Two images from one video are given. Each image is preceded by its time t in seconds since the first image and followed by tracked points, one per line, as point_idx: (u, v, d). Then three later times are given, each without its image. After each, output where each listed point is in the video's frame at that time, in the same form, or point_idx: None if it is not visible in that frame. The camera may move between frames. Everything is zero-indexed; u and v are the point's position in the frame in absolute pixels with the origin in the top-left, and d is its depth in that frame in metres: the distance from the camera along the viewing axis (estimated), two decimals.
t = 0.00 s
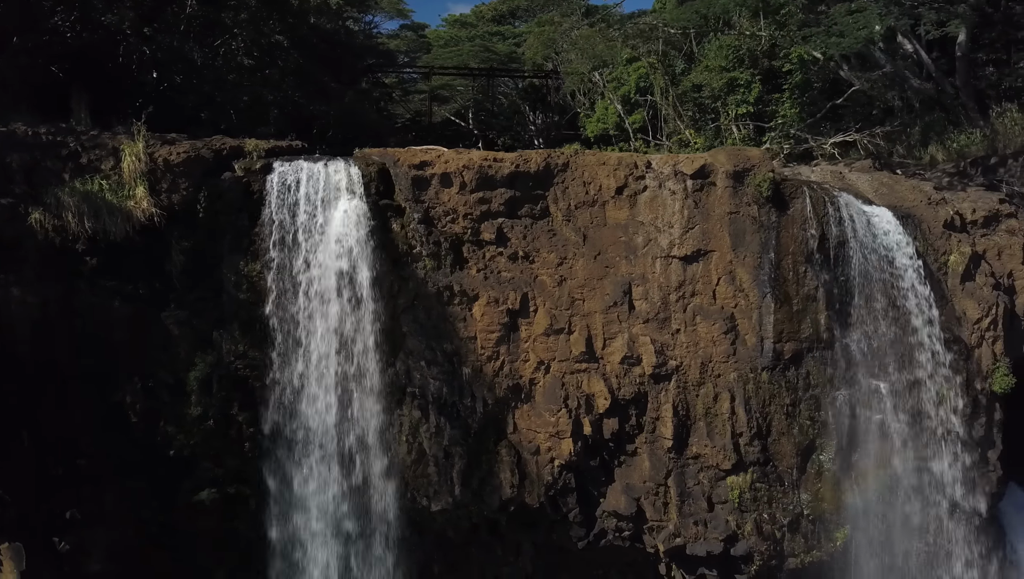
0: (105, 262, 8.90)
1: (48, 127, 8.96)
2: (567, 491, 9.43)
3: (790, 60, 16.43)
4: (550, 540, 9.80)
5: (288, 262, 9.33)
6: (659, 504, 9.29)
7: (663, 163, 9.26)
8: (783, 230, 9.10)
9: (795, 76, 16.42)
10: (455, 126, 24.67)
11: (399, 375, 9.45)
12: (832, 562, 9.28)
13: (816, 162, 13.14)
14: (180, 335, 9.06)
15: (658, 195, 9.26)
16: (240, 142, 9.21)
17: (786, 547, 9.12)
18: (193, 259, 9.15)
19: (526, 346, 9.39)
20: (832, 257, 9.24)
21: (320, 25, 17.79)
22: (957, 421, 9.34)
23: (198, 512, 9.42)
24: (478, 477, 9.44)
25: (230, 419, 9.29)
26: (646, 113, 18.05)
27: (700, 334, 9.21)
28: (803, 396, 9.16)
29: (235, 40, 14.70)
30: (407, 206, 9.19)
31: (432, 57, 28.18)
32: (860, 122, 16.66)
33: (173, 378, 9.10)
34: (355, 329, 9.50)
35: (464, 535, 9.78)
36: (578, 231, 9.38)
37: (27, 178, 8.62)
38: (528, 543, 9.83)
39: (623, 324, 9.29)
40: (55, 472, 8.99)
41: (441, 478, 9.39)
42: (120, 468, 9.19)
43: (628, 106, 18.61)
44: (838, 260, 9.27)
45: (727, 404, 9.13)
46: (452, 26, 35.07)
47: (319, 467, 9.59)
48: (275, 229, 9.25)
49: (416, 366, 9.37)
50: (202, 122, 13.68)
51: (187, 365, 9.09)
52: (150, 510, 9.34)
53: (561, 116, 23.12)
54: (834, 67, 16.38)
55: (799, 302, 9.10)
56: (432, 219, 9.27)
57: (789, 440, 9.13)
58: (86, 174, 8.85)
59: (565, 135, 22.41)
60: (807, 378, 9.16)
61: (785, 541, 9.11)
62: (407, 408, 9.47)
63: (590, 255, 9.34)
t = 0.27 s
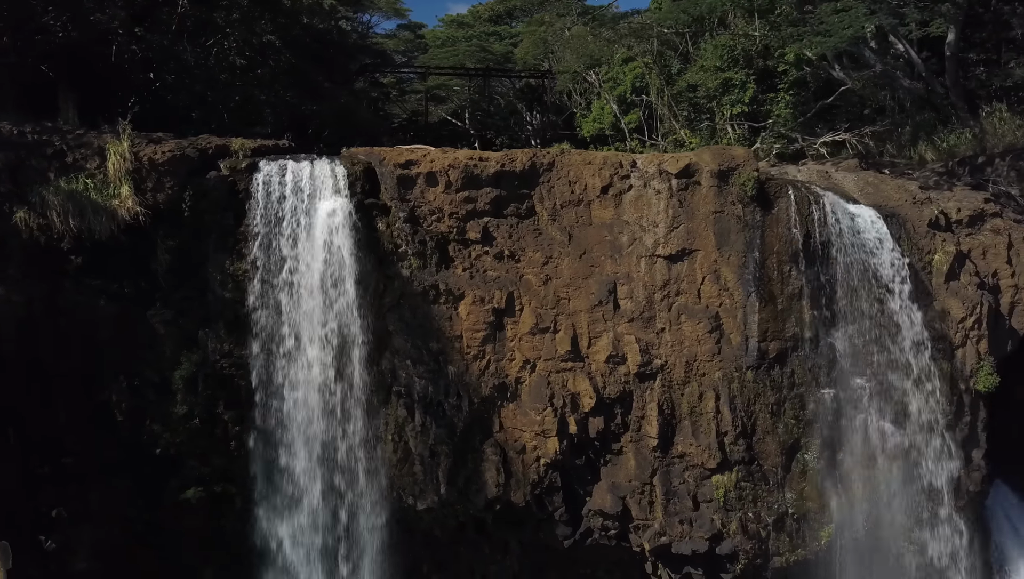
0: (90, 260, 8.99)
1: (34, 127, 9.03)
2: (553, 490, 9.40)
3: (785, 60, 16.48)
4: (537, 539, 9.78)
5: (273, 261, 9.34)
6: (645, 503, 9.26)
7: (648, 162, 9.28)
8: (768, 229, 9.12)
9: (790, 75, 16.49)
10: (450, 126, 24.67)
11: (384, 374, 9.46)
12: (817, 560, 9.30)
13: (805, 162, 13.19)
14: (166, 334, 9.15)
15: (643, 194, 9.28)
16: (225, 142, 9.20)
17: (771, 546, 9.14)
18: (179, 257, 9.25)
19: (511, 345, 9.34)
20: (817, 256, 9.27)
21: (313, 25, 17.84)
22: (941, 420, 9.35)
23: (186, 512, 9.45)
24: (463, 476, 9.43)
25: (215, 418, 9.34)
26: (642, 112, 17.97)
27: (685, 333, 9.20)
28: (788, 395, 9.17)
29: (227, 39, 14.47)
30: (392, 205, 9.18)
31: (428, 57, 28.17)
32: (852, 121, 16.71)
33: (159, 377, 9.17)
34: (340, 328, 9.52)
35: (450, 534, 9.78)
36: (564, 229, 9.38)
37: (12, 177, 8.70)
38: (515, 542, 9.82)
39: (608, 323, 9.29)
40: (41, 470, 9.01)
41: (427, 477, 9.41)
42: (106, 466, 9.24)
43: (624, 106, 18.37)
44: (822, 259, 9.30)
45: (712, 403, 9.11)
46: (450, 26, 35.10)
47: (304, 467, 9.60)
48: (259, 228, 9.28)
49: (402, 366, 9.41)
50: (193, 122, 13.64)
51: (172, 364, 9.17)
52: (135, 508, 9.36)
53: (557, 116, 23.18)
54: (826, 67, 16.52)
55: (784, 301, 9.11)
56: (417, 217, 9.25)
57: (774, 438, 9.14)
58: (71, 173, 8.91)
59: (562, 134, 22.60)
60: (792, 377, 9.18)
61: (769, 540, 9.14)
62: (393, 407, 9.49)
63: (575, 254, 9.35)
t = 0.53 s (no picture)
0: (82, 261, 9.02)
1: (26, 128, 9.06)
2: (544, 491, 9.39)
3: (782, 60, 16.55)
4: (529, 539, 9.79)
5: (264, 263, 9.47)
6: (636, 503, 9.26)
7: (639, 164, 9.30)
8: (759, 230, 9.15)
9: (787, 75, 16.61)
10: (447, 128, 24.92)
11: (376, 374, 9.47)
12: (808, 562, 9.32)
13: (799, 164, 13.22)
14: (158, 335, 9.21)
15: (635, 195, 9.29)
16: (218, 143, 9.30)
17: (762, 547, 9.15)
18: (171, 258, 9.32)
19: (503, 345, 9.34)
20: (807, 257, 9.30)
21: (309, 26, 17.87)
22: (930, 421, 9.39)
23: (179, 512, 9.48)
24: (455, 476, 9.43)
25: (207, 418, 9.37)
26: (639, 114, 17.99)
27: (676, 334, 9.21)
28: (779, 396, 9.19)
29: (222, 41, 14.50)
30: (384, 206, 9.19)
31: (426, 59, 28.18)
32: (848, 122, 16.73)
33: (151, 377, 9.22)
34: (331, 328, 9.57)
35: (442, 534, 9.76)
36: (555, 231, 9.41)
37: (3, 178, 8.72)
38: (507, 542, 9.87)
39: (599, 324, 9.31)
40: (33, 470, 8.95)
41: (419, 477, 9.42)
42: (99, 466, 9.26)
43: (621, 107, 18.31)
44: (813, 261, 9.33)
45: (703, 404, 9.10)
46: (448, 27, 35.18)
47: (295, 467, 9.65)
48: (252, 229, 9.38)
49: (393, 366, 9.41)
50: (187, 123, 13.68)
51: (164, 365, 9.21)
52: (128, 508, 9.41)
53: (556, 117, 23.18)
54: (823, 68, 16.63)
55: (775, 302, 9.14)
56: (409, 219, 9.26)
57: (765, 439, 9.13)
58: (64, 174, 8.97)
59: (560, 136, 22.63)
60: (783, 378, 9.20)
61: (760, 540, 9.14)
62: (385, 408, 9.50)
63: (567, 255, 9.37)
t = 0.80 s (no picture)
0: (81, 264, 9.09)
1: (25, 132, 9.12)
2: (541, 492, 9.43)
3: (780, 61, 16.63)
4: (525, 540, 9.83)
5: (262, 265, 9.53)
6: (632, 504, 9.30)
7: (635, 167, 9.38)
8: (754, 232, 9.22)
9: (786, 76, 16.68)
10: (446, 130, 24.98)
11: (374, 376, 9.51)
12: (803, 562, 9.36)
13: (795, 167, 13.30)
14: (156, 337, 9.25)
15: (630, 198, 9.36)
16: (216, 146, 9.42)
17: (757, 547, 9.19)
18: (170, 260, 9.40)
19: (500, 347, 9.40)
20: (801, 260, 9.37)
21: (308, 29, 17.94)
22: (921, 424, 9.49)
23: (178, 513, 9.55)
24: (452, 477, 9.46)
25: (206, 419, 9.43)
26: (638, 115, 17.80)
27: (672, 336, 9.27)
28: (773, 398, 9.25)
29: (221, 43, 14.58)
30: (382, 208, 9.26)
31: (424, 62, 28.29)
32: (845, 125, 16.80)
33: (150, 379, 9.28)
34: (328, 330, 9.61)
35: (440, 535, 9.80)
36: (552, 233, 9.48)
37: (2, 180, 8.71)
38: (503, 542, 9.92)
39: (595, 326, 9.37)
40: (32, 470, 9.01)
41: (416, 478, 9.44)
42: (98, 468, 9.33)
43: (620, 109, 18.14)
44: (807, 263, 9.40)
45: (699, 405, 9.16)
46: (447, 29, 35.27)
47: (293, 469, 9.69)
48: (250, 231, 9.45)
49: (391, 368, 9.46)
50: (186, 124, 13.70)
51: (163, 366, 9.28)
52: (127, 508, 9.47)
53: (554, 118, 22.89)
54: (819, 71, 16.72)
55: (770, 304, 9.20)
56: (406, 221, 9.33)
57: (760, 440, 9.20)
58: (63, 177, 8.98)
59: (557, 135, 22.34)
60: (778, 380, 9.27)
61: (756, 541, 9.18)
62: (382, 409, 9.54)
63: (563, 258, 9.43)
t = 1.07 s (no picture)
0: (82, 264, 9.14)
1: (27, 133, 9.18)
2: (540, 491, 9.47)
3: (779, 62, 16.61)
4: (525, 540, 9.85)
5: (263, 265, 9.56)
6: (631, 503, 9.34)
7: (634, 168, 9.43)
8: (752, 233, 9.28)
9: (785, 77, 16.72)
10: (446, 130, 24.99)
11: (374, 376, 9.56)
12: (801, 561, 9.42)
13: (794, 167, 13.34)
14: (157, 337, 9.29)
15: (629, 199, 9.41)
16: (217, 147, 9.46)
17: (756, 546, 9.22)
18: (171, 261, 9.42)
19: (499, 347, 9.44)
20: (799, 260, 9.42)
21: (308, 29, 17.99)
22: (919, 423, 9.48)
23: (178, 512, 9.56)
24: (452, 477, 9.50)
25: (206, 419, 9.46)
26: (638, 115, 17.86)
27: (670, 336, 9.32)
28: (772, 397, 9.30)
29: (221, 44, 14.67)
30: (382, 209, 9.33)
31: (423, 62, 28.32)
32: (843, 126, 16.85)
33: (151, 379, 9.32)
34: (328, 330, 9.66)
35: (440, 534, 9.83)
36: (551, 233, 9.52)
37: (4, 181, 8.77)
38: (503, 542, 9.93)
39: (594, 326, 9.41)
40: (34, 470, 9.13)
41: (416, 478, 9.48)
42: (99, 467, 9.35)
43: (620, 109, 18.21)
44: (805, 264, 9.45)
45: (697, 405, 9.20)
46: (447, 30, 35.30)
47: (294, 469, 9.74)
48: (251, 232, 9.48)
49: (391, 368, 9.50)
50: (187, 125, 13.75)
51: (164, 366, 9.32)
52: (128, 508, 9.47)
53: (554, 118, 22.92)
54: (819, 71, 16.77)
55: (768, 304, 9.25)
56: (406, 222, 9.39)
57: (758, 439, 9.25)
58: (64, 178, 9.00)
59: (557, 135, 22.27)
60: (776, 379, 9.32)
61: (754, 540, 9.22)
62: (383, 409, 9.58)
63: (562, 258, 9.48)
